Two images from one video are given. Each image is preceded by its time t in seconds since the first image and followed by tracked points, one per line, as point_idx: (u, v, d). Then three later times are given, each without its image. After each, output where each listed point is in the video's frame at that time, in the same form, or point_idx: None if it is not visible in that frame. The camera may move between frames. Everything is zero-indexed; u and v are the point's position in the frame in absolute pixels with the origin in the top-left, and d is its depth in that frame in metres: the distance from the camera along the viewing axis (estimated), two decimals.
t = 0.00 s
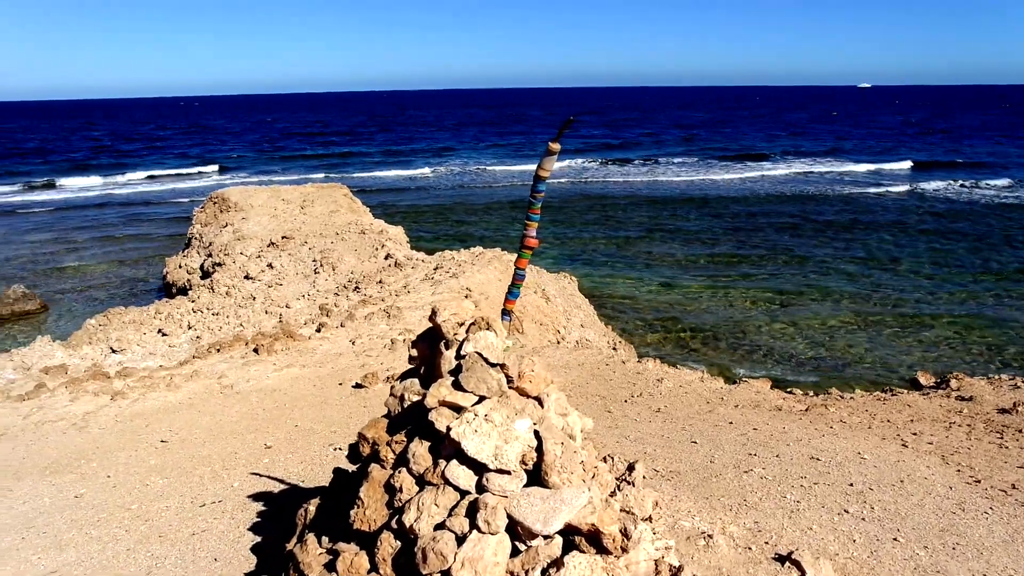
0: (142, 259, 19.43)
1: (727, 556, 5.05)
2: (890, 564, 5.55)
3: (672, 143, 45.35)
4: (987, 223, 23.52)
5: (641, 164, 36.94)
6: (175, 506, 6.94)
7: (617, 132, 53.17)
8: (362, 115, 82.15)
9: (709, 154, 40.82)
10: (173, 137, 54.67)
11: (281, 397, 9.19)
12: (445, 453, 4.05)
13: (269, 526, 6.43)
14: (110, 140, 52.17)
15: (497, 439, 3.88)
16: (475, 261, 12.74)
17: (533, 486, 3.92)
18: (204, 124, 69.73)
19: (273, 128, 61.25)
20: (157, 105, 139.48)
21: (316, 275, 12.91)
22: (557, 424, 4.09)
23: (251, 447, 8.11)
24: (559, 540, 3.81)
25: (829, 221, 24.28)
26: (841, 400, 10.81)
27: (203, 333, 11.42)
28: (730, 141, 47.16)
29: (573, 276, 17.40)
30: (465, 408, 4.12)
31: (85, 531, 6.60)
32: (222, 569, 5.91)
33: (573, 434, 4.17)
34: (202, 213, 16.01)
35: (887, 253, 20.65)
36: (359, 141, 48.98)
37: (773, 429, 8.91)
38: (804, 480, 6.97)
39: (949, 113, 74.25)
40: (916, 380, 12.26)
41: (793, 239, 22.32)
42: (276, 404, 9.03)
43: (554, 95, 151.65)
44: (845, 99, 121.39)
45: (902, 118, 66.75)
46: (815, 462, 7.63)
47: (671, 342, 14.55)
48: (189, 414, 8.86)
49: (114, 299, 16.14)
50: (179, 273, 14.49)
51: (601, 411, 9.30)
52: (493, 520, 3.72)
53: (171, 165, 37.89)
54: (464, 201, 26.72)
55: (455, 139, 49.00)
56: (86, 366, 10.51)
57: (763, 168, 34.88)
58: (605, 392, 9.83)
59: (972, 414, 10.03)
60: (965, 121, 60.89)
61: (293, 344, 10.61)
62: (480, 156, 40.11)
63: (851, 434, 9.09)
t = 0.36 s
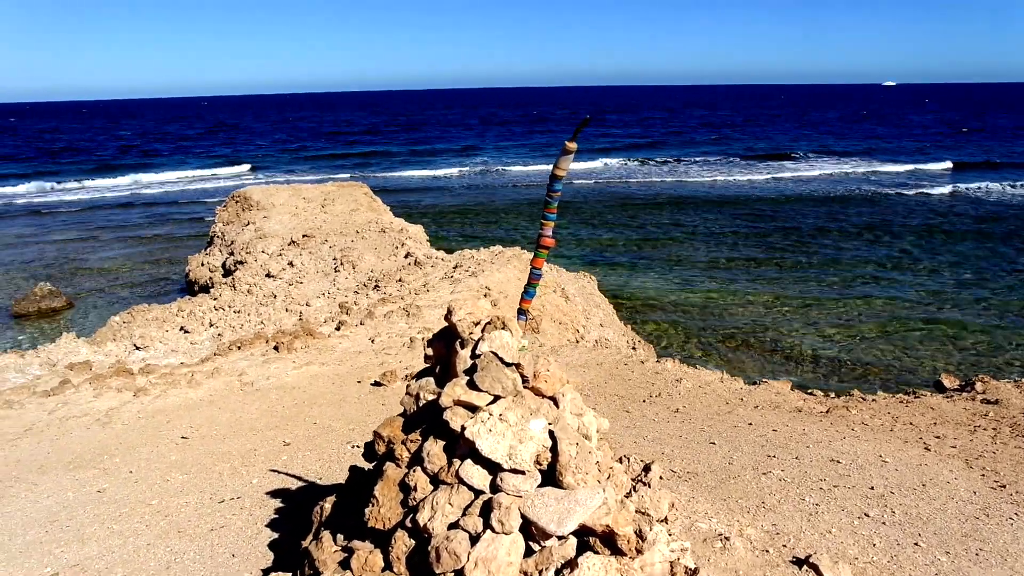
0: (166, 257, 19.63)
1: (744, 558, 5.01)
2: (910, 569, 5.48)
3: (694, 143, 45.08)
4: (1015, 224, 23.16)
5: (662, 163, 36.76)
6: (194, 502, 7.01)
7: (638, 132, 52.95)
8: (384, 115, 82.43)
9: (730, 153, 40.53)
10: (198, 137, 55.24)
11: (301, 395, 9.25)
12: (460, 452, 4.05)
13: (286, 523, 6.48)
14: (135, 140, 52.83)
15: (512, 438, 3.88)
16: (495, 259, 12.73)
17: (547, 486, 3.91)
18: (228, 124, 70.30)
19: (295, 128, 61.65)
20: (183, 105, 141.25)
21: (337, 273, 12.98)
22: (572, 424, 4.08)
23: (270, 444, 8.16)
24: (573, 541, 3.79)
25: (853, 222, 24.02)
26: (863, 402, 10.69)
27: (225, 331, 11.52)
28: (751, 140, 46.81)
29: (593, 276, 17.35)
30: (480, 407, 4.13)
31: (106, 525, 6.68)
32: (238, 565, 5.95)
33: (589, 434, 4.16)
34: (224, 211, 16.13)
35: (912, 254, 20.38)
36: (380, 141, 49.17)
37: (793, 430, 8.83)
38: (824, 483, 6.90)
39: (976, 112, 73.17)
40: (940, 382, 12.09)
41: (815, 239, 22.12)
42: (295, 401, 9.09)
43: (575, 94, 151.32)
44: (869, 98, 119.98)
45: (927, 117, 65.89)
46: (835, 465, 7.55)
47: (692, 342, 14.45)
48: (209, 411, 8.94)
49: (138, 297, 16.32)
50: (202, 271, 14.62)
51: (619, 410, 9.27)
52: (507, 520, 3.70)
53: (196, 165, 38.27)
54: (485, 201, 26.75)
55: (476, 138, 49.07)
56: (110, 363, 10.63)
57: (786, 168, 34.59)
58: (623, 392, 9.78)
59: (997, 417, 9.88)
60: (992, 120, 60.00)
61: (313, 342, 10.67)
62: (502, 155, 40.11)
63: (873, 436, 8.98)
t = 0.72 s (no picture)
0: (177, 257, 19.71)
1: (755, 558, 4.99)
2: (923, 569, 5.43)
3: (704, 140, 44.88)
4: None
5: (672, 161, 36.64)
6: (205, 501, 7.03)
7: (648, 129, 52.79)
8: (394, 114, 82.51)
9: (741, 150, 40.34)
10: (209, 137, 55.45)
11: (311, 394, 9.27)
12: (468, 452, 4.04)
13: (296, 522, 6.50)
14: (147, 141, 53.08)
15: (520, 438, 3.86)
16: (504, 258, 12.71)
17: (556, 486, 3.89)
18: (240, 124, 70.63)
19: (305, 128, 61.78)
20: (193, 105, 141.74)
21: (347, 272, 13.00)
22: (581, 423, 4.06)
23: (281, 442, 8.18)
24: (583, 542, 3.77)
25: (865, 219, 23.87)
26: (875, 399, 10.61)
27: (235, 330, 11.55)
28: (762, 137, 46.62)
29: (603, 274, 17.31)
30: (488, 408, 4.12)
31: (118, 524, 6.71)
32: (249, 564, 5.97)
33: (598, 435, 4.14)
34: (235, 211, 16.18)
35: (925, 251, 20.24)
36: (390, 140, 49.23)
37: (804, 429, 8.77)
38: (836, 481, 6.85)
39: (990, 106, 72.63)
40: (953, 379, 11.99)
41: (827, 237, 21.99)
42: (305, 400, 9.10)
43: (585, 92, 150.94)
44: (881, 93, 119.18)
45: (940, 112, 65.45)
46: (847, 463, 7.50)
47: (703, 340, 14.40)
48: (221, 410, 8.97)
49: (150, 297, 16.39)
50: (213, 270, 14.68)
51: (629, 409, 9.24)
52: (515, 520, 3.69)
53: (207, 165, 38.42)
54: (495, 200, 26.73)
55: (485, 137, 49.05)
56: (122, 362, 10.69)
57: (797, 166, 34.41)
58: (634, 390, 9.75)
59: (1011, 415, 9.80)
60: (1005, 115, 59.51)
61: (323, 341, 10.69)
62: (511, 154, 40.08)
63: (885, 434, 8.93)
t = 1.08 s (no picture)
0: (183, 264, 19.76)
1: (761, 562, 4.95)
2: (931, 572, 5.40)
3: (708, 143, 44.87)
4: None
5: (676, 165, 36.64)
6: (210, 507, 7.03)
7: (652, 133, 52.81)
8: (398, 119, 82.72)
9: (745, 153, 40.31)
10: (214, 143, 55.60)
11: (316, 399, 9.27)
12: (472, 458, 4.04)
13: (301, 528, 6.50)
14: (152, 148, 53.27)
15: (523, 444, 3.84)
16: (509, 262, 12.72)
17: (559, 491, 3.88)
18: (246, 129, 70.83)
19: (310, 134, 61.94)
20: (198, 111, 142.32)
21: (352, 277, 13.01)
22: (585, 428, 4.04)
23: (286, 448, 8.19)
24: (587, 548, 3.75)
25: (870, 221, 23.83)
26: (881, 402, 10.57)
27: (241, 336, 11.56)
28: (766, 139, 46.59)
29: (608, 278, 17.30)
30: (491, 413, 4.10)
31: (124, 531, 6.72)
32: (254, 571, 5.97)
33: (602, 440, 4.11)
34: (240, 216, 16.21)
35: (930, 253, 20.21)
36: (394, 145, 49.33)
37: (810, 432, 8.75)
38: (843, 485, 6.83)
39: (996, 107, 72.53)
40: (959, 381, 11.96)
41: (832, 239, 21.96)
42: (310, 405, 9.11)
43: (590, 96, 151.01)
44: (886, 94, 119.01)
45: (946, 113, 65.37)
46: (854, 466, 7.47)
47: (708, 343, 14.37)
48: (226, 416, 8.97)
49: (157, 303, 16.44)
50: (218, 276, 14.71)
51: (635, 412, 9.22)
52: (519, 527, 3.67)
53: (212, 171, 38.54)
54: (499, 205, 26.77)
55: (489, 142, 49.11)
56: (128, 368, 10.71)
57: (801, 168, 34.37)
58: (639, 394, 9.73)
59: (1019, 416, 9.77)
60: (1011, 115, 59.36)
61: (329, 346, 10.69)
62: (515, 159, 40.13)
63: (892, 436, 8.89)
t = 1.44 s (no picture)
0: (180, 263, 19.73)
1: (755, 563, 4.95)
2: (925, 573, 5.40)
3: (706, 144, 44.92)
4: None
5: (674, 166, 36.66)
6: (205, 508, 7.02)
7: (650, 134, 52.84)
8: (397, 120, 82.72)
9: (743, 155, 40.34)
10: (210, 144, 55.49)
11: (312, 399, 9.26)
12: (465, 459, 4.03)
13: (296, 529, 6.49)
14: (150, 148, 53.18)
15: (517, 444, 3.82)
16: (506, 262, 12.71)
17: (552, 492, 3.87)
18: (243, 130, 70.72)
19: (308, 134, 61.93)
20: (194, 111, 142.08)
21: (349, 277, 13.00)
22: (578, 429, 4.03)
23: (282, 449, 8.17)
24: (579, 548, 3.74)
25: (867, 222, 23.86)
26: (877, 402, 10.58)
27: (237, 336, 11.55)
28: (763, 141, 46.66)
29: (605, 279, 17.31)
30: (485, 414, 4.09)
31: (118, 532, 6.70)
32: (248, 572, 5.96)
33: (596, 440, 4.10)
34: (237, 216, 16.17)
35: (927, 254, 20.25)
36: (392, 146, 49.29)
37: (806, 432, 8.75)
38: (838, 485, 6.83)
39: (993, 108, 72.85)
40: (955, 382, 11.98)
41: (829, 240, 22.00)
42: (307, 406, 9.09)
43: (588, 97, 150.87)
44: (884, 96, 119.25)
45: (944, 115, 65.47)
46: (849, 467, 7.48)
47: (705, 343, 14.37)
48: (222, 417, 8.96)
49: (153, 303, 16.40)
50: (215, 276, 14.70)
51: (631, 412, 9.22)
52: (512, 527, 3.67)
53: (210, 172, 38.50)
54: (497, 206, 26.76)
55: (487, 143, 49.12)
56: (124, 369, 10.68)
57: (799, 170, 34.43)
58: (635, 394, 9.72)
59: (1014, 417, 9.79)
60: (1007, 117, 59.58)
61: (325, 347, 10.68)
62: (513, 159, 40.13)
63: (887, 437, 8.91)
